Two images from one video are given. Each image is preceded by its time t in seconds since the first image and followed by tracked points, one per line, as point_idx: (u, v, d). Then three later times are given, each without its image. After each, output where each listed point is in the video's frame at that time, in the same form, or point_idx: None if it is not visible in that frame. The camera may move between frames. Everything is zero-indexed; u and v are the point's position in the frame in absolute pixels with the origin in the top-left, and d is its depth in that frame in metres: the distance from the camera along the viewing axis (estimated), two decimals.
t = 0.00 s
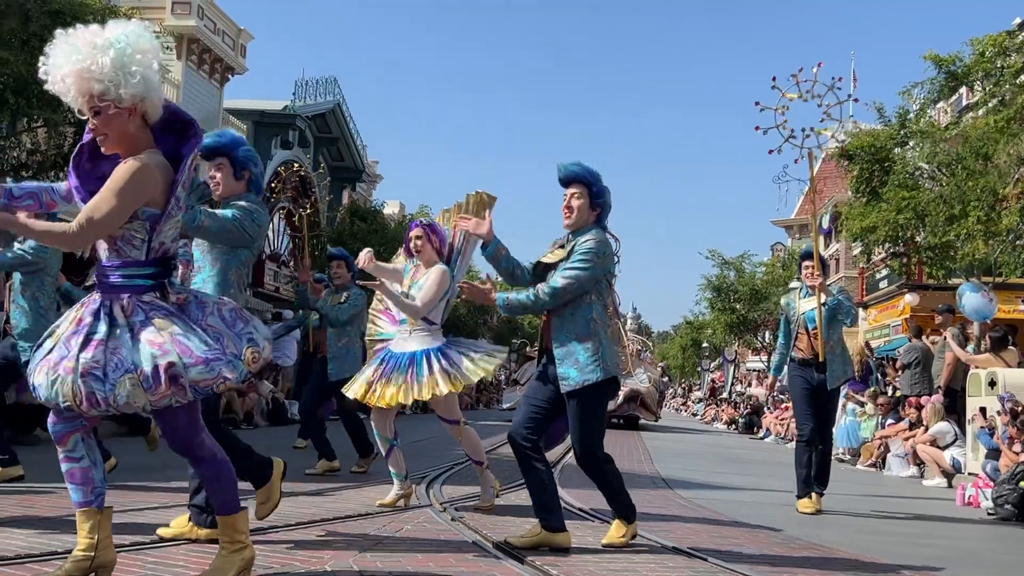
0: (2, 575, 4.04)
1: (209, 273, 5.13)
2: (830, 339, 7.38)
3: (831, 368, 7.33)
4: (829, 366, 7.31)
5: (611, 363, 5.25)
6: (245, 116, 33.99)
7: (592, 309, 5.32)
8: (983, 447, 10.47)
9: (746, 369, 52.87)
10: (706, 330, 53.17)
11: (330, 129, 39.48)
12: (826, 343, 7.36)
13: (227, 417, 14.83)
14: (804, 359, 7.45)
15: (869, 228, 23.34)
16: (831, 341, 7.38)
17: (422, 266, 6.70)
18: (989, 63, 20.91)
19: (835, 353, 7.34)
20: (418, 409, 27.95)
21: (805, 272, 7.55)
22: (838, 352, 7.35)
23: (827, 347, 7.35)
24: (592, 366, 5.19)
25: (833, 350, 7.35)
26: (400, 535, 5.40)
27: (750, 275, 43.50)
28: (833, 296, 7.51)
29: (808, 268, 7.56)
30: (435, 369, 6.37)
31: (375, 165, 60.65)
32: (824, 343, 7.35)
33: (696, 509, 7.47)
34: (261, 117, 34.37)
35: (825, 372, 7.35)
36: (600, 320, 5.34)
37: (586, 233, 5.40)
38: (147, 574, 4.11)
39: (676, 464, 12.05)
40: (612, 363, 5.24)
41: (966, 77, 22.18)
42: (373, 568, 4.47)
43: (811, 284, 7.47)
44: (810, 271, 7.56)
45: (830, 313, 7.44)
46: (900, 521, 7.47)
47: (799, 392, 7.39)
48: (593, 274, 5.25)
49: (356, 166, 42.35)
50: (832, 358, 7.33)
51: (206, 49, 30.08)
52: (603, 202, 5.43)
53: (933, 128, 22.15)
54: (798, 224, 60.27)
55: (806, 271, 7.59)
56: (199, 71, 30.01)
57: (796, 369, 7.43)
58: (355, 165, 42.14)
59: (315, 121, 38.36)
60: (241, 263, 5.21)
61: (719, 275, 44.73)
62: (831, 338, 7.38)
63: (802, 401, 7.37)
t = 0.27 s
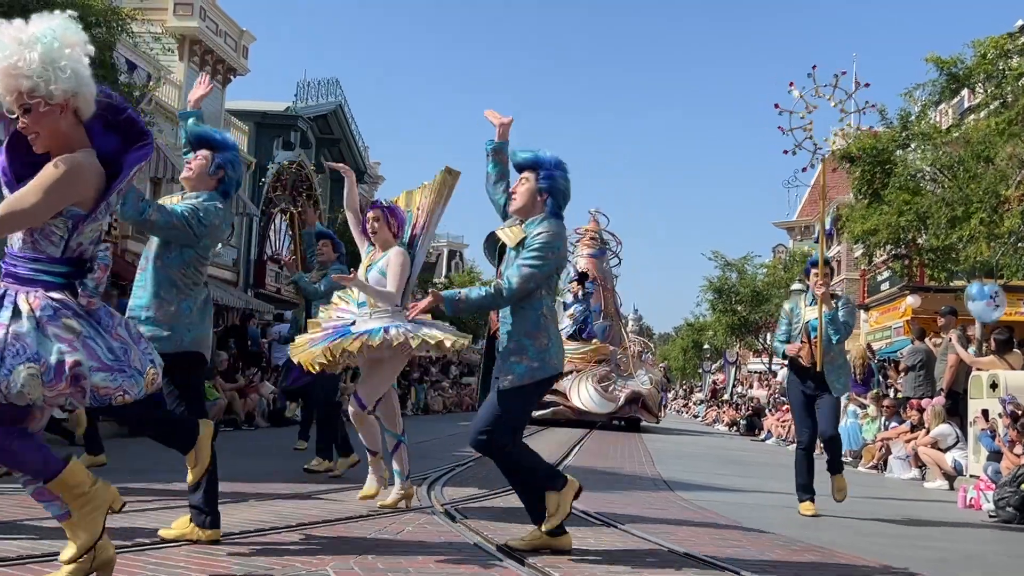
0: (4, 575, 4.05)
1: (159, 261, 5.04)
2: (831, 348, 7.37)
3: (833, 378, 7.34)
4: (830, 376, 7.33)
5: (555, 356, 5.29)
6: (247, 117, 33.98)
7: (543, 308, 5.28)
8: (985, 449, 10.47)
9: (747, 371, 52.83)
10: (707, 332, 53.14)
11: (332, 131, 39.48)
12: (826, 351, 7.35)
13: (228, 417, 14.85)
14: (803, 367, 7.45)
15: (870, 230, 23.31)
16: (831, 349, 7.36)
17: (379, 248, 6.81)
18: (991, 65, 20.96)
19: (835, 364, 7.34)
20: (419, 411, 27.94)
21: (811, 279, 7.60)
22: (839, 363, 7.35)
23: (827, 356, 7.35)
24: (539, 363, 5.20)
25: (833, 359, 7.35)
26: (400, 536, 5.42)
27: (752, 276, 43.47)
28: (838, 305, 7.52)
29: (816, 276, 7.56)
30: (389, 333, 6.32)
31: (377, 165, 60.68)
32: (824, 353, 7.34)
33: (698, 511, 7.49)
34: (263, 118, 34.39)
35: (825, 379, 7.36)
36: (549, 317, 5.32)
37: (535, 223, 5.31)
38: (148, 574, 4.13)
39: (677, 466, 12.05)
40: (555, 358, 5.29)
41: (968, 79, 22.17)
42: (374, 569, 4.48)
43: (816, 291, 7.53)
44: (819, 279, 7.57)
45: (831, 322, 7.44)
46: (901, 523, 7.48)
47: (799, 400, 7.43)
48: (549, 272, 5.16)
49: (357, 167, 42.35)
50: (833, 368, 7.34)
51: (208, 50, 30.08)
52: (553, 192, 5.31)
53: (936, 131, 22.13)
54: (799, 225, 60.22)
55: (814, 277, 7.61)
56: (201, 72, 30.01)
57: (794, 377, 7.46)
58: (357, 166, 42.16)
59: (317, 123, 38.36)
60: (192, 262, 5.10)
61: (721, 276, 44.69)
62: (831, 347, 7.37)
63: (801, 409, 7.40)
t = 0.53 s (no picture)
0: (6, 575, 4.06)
1: (91, 267, 4.72)
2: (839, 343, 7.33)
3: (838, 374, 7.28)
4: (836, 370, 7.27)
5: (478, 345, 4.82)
6: (249, 118, 33.96)
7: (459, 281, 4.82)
8: (986, 451, 10.48)
9: (748, 372, 52.79)
10: (709, 333, 53.10)
11: (333, 132, 39.48)
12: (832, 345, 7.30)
13: (229, 418, 14.85)
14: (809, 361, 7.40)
15: (871, 232, 23.30)
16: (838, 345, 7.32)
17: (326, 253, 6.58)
18: (992, 66, 20.96)
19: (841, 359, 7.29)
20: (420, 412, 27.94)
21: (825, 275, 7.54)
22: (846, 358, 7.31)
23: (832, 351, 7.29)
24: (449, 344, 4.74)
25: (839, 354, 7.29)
26: (401, 537, 5.44)
27: (753, 278, 43.44)
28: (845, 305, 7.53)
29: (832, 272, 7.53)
30: (332, 353, 6.33)
31: (379, 165, 60.69)
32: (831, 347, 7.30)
33: (698, 513, 7.50)
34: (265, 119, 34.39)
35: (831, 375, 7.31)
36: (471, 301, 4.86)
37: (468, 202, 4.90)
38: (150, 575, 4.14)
39: (678, 468, 12.05)
40: (471, 346, 4.79)
41: (970, 81, 22.16)
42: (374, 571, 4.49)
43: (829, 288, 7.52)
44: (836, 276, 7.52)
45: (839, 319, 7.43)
46: (901, 525, 7.49)
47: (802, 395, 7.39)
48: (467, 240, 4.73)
49: (359, 168, 42.34)
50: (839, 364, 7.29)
51: (209, 50, 30.07)
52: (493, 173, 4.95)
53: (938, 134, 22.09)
54: (801, 227, 60.16)
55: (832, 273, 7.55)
56: (203, 73, 30.02)
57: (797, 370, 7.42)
58: (359, 167, 42.16)
59: (319, 124, 38.35)
60: (126, 265, 4.75)
61: (722, 277, 44.65)
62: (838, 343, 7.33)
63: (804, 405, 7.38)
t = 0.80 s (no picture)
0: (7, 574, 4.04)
1: None
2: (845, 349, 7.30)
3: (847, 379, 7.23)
4: (843, 376, 7.23)
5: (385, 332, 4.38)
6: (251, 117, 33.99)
7: (373, 253, 4.43)
8: (988, 453, 10.47)
9: (750, 372, 52.77)
10: (711, 334, 53.08)
11: (335, 132, 39.50)
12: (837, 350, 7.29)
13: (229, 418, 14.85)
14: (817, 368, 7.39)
15: (872, 233, 23.30)
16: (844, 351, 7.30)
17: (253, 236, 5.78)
18: (994, 67, 20.94)
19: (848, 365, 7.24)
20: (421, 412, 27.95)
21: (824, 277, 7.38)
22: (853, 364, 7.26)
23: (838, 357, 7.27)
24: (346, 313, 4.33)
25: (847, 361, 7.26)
26: (402, 537, 5.44)
27: (755, 278, 43.42)
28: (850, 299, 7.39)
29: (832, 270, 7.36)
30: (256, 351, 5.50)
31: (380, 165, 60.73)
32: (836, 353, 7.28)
33: (699, 514, 7.50)
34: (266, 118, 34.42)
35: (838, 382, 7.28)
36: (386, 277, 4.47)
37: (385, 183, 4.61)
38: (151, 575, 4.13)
39: (679, 468, 12.05)
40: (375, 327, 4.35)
41: (972, 82, 22.17)
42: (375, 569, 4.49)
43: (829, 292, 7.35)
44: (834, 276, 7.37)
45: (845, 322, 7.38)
46: (902, 526, 7.48)
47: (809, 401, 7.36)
48: (379, 206, 4.38)
49: (360, 168, 42.36)
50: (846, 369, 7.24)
51: (211, 50, 30.12)
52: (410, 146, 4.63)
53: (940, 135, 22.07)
54: (803, 227, 60.12)
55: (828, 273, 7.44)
56: (205, 73, 30.07)
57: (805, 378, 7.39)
58: (360, 168, 42.19)
59: (320, 123, 38.37)
60: (32, 248, 4.46)
61: (724, 278, 44.62)
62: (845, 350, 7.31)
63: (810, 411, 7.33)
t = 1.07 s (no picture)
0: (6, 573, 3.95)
1: None
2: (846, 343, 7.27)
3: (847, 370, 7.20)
4: (842, 370, 7.19)
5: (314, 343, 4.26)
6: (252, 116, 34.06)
7: (282, 229, 4.16)
8: (988, 454, 10.48)
9: (749, 373, 52.89)
10: (710, 334, 53.25)
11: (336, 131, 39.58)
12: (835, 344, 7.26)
13: (229, 419, 14.85)
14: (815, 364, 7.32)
15: (873, 233, 23.31)
16: (844, 343, 7.27)
17: (188, 213, 5.52)
18: (995, 68, 20.97)
19: (849, 358, 7.22)
20: (421, 411, 27.97)
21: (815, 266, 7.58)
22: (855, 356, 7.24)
23: (837, 349, 7.25)
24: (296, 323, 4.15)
25: (846, 353, 7.24)
26: (404, 536, 5.40)
27: (755, 279, 43.49)
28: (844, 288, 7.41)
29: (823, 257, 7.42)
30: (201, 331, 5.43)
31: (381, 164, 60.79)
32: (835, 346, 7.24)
33: (700, 514, 7.48)
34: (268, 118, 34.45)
35: (834, 379, 7.22)
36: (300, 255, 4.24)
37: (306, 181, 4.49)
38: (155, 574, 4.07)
39: (680, 468, 12.03)
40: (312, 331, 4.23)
41: (973, 82, 22.19)
42: (377, 568, 4.45)
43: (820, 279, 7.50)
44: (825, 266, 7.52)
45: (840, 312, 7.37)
46: (905, 527, 7.46)
47: (804, 396, 7.26)
48: (301, 178, 4.14)
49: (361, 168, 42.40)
50: (846, 360, 7.22)
51: (213, 49, 30.14)
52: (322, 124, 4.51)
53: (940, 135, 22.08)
54: (803, 228, 60.22)
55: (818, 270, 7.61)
56: (206, 72, 30.11)
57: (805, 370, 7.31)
58: (361, 167, 42.23)
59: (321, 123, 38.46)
60: None
61: (724, 278, 44.69)
62: (844, 342, 7.27)
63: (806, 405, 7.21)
